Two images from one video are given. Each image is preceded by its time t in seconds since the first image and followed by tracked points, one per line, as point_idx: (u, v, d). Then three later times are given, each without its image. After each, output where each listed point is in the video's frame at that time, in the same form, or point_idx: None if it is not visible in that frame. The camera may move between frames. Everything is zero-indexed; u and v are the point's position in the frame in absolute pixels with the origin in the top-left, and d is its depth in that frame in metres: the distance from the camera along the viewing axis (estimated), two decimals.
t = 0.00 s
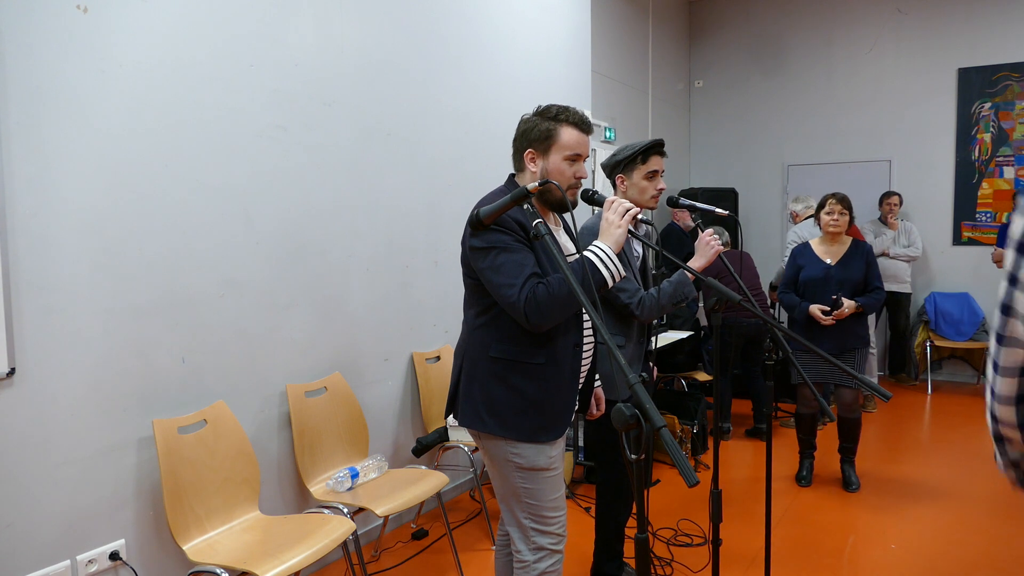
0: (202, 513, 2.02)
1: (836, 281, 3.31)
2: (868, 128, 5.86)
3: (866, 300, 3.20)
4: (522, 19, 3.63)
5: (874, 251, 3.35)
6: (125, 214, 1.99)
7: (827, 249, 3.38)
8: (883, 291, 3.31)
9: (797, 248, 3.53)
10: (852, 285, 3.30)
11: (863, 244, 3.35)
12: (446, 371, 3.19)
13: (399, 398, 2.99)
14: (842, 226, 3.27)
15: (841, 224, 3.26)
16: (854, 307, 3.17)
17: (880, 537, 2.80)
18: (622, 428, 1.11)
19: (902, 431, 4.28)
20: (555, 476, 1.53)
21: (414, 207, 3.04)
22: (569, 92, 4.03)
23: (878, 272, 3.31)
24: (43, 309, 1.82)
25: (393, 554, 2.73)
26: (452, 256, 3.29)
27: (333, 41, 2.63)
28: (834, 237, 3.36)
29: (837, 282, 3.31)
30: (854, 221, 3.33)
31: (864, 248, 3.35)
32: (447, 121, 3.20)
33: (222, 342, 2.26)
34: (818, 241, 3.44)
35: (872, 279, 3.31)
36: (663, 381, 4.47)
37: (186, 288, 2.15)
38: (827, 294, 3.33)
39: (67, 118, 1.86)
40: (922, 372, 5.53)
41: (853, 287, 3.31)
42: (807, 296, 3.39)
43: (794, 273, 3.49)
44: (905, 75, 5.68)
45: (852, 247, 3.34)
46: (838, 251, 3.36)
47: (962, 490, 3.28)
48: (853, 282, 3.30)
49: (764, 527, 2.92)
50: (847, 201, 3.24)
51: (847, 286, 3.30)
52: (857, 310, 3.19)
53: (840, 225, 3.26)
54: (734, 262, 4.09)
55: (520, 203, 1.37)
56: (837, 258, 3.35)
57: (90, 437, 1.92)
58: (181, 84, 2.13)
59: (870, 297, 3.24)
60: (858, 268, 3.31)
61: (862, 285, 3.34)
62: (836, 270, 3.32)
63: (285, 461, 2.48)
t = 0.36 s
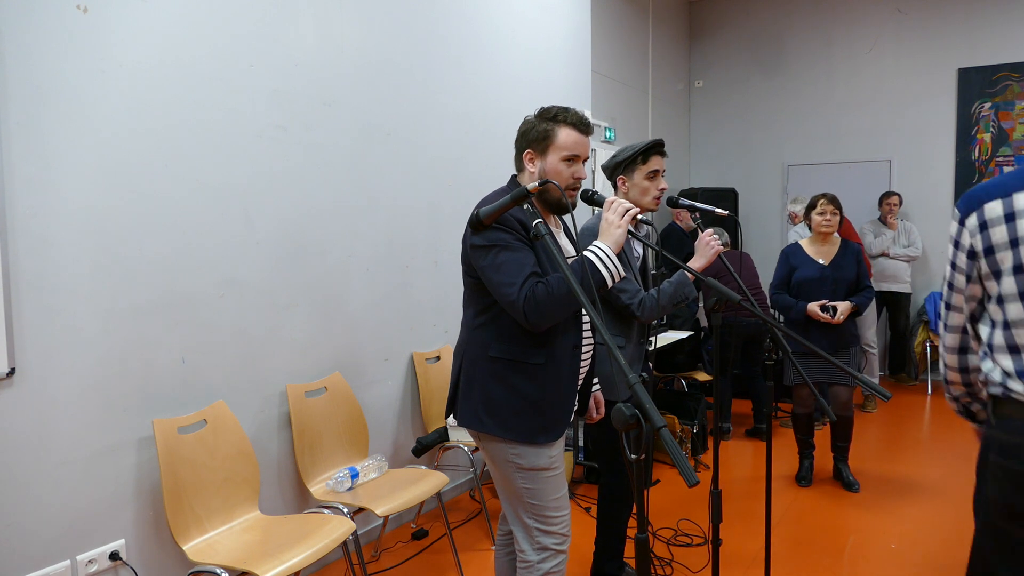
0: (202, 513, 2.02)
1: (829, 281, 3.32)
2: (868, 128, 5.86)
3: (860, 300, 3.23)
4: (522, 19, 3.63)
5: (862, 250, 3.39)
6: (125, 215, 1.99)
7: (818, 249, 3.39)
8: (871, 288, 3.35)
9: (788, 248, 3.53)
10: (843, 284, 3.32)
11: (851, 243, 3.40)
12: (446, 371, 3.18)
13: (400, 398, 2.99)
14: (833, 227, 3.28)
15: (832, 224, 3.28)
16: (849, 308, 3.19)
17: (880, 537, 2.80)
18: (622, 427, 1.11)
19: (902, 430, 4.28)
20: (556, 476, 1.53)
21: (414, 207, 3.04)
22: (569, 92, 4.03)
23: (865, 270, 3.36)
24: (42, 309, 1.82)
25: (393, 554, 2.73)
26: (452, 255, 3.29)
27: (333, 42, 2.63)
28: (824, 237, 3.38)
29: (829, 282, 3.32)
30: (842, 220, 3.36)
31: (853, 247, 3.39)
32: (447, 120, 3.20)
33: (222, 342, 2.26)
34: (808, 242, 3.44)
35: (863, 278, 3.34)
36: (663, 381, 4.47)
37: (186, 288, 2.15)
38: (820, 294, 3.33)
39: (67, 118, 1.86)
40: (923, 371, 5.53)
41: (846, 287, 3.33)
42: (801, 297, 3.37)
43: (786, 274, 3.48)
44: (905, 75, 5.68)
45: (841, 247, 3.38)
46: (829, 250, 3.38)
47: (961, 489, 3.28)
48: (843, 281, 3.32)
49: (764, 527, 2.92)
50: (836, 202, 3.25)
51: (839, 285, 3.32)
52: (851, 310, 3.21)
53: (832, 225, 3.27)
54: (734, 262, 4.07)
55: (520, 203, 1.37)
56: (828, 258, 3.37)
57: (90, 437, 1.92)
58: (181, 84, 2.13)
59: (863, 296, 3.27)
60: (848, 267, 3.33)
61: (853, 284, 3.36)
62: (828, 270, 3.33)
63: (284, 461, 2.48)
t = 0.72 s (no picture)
0: (202, 512, 2.02)
1: (825, 281, 3.32)
2: (868, 128, 5.86)
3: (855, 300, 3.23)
4: (523, 19, 3.63)
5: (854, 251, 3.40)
6: (125, 215, 1.99)
7: (812, 249, 3.40)
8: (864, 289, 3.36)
9: (782, 248, 3.53)
10: (838, 284, 3.33)
11: (844, 244, 3.40)
12: (446, 371, 3.18)
13: (400, 398, 2.99)
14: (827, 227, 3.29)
15: (826, 224, 3.28)
16: (845, 308, 3.19)
17: (880, 537, 2.80)
18: (622, 428, 1.11)
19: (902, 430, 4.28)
20: (555, 476, 1.53)
21: (414, 207, 3.04)
22: (569, 92, 4.03)
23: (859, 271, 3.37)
24: (42, 309, 1.82)
25: (393, 554, 2.73)
26: (452, 255, 3.29)
27: (333, 42, 2.63)
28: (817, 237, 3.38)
29: (825, 282, 3.33)
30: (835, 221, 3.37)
31: (846, 248, 3.40)
32: (447, 120, 3.20)
33: (222, 342, 2.26)
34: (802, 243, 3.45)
35: (857, 278, 3.35)
36: (663, 381, 4.47)
37: (187, 289, 2.15)
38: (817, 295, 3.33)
39: (67, 118, 1.86)
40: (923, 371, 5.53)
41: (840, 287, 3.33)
42: (798, 297, 3.38)
43: (781, 275, 3.47)
44: (904, 75, 5.68)
45: (835, 248, 3.38)
46: (823, 251, 3.38)
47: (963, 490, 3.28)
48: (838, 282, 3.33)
49: (764, 527, 2.92)
50: (829, 202, 3.27)
51: (835, 286, 3.32)
52: (848, 310, 3.21)
53: (826, 225, 3.28)
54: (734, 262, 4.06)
55: (520, 203, 1.36)
56: (823, 259, 3.37)
57: (91, 437, 1.92)
58: (182, 84, 2.13)
59: (858, 296, 3.27)
60: (843, 267, 3.34)
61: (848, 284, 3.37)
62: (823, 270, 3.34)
63: (284, 461, 2.48)
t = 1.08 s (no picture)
0: (201, 513, 2.02)
1: (819, 281, 3.32)
2: (868, 127, 5.86)
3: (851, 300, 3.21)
4: (522, 18, 3.63)
5: (851, 251, 3.39)
6: (125, 215, 1.99)
7: (807, 249, 3.40)
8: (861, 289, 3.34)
9: (778, 249, 3.53)
10: (833, 283, 3.31)
11: (841, 244, 3.39)
12: (446, 371, 3.18)
13: (400, 398, 2.99)
14: (821, 226, 3.31)
15: (822, 224, 3.30)
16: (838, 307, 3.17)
17: (880, 537, 2.80)
18: (622, 427, 1.11)
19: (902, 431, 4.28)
20: (555, 476, 1.53)
21: (414, 207, 3.04)
22: (569, 92, 4.03)
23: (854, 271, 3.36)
24: (42, 309, 1.82)
25: (393, 554, 2.73)
26: (452, 255, 3.29)
27: (332, 41, 2.63)
28: (812, 237, 3.39)
29: (820, 281, 3.32)
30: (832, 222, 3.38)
31: (843, 249, 3.39)
32: (447, 120, 3.20)
33: (222, 342, 2.26)
34: (798, 244, 3.46)
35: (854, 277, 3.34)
36: (662, 381, 4.47)
37: (186, 288, 2.15)
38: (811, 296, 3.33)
39: (67, 118, 1.86)
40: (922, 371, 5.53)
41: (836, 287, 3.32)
42: (793, 298, 3.38)
43: (777, 274, 3.47)
44: (904, 75, 5.68)
45: (831, 248, 3.38)
46: (819, 251, 3.38)
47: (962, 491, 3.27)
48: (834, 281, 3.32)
49: (764, 527, 2.92)
50: (823, 201, 3.28)
51: (830, 286, 3.31)
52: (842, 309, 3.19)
53: (820, 224, 3.29)
54: (734, 262, 4.06)
55: (520, 203, 1.36)
56: (819, 258, 3.37)
57: (90, 437, 1.92)
58: (182, 84, 2.13)
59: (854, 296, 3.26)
60: (838, 267, 3.33)
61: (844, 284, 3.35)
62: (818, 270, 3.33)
63: (284, 461, 2.48)
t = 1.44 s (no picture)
0: (201, 513, 2.02)
1: (816, 280, 3.31)
2: (868, 127, 5.86)
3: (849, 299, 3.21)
4: (522, 18, 3.63)
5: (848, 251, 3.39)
6: (125, 215, 1.99)
7: (804, 249, 3.41)
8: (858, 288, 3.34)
9: (774, 249, 3.53)
10: (830, 283, 3.31)
11: (838, 244, 3.40)
12: (446, 371, 3.18)
13: (400, 398, 2.99)
14: (819, 226, 3.31)
15: (819, 224, 3.29)
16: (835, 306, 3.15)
17: (880, 537, 2.80)
18: (622, 427, 1.11)
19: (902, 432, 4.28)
20: (556, 476, 1.53)
21: (414, 207, 3.04)
22: (569, 92, 4.03)
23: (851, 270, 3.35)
24: (42, 308, 1.82)
25: (393, 554, 2.73)
26: (452, 255, 3.29)
27: (333, 42, 2.63)
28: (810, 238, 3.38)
29: (817, 281, 3.32)
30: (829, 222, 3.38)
31: (840, 249, 3.39)
32: (447, 120, 3.20)
33: (222, 342, 2.26)
34: (794, 244, 3.46)
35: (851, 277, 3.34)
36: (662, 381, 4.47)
37: (187, 289, 2.15)
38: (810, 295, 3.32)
39: (68, 118, 1.86)
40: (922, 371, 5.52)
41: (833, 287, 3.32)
42: (790, 298, 3.38)
43: (773, 275, 3.47)
44: (904, 75, 5.68)
45: (828, 248, 3.38)
46: (816, 251, 3.37)
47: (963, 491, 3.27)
48: (830, 281, 3.31)
49: (764, 526, 2.92)
50: (820, 200, 3.29)
51: (827, 285, 3.31)
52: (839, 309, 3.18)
53: (817, 224, 3.29)
54: (733, 263, 4.06)
55: (519, 203, 1.36)
56: (816, 258, 3.36)
57: (91, 437, 1.92)
58: (182, 83, 2.13)
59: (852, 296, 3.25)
60: (835, 266, 3.32)
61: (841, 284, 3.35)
62: (815, 270, 3.33)
63: (284, 461, 2.48)
